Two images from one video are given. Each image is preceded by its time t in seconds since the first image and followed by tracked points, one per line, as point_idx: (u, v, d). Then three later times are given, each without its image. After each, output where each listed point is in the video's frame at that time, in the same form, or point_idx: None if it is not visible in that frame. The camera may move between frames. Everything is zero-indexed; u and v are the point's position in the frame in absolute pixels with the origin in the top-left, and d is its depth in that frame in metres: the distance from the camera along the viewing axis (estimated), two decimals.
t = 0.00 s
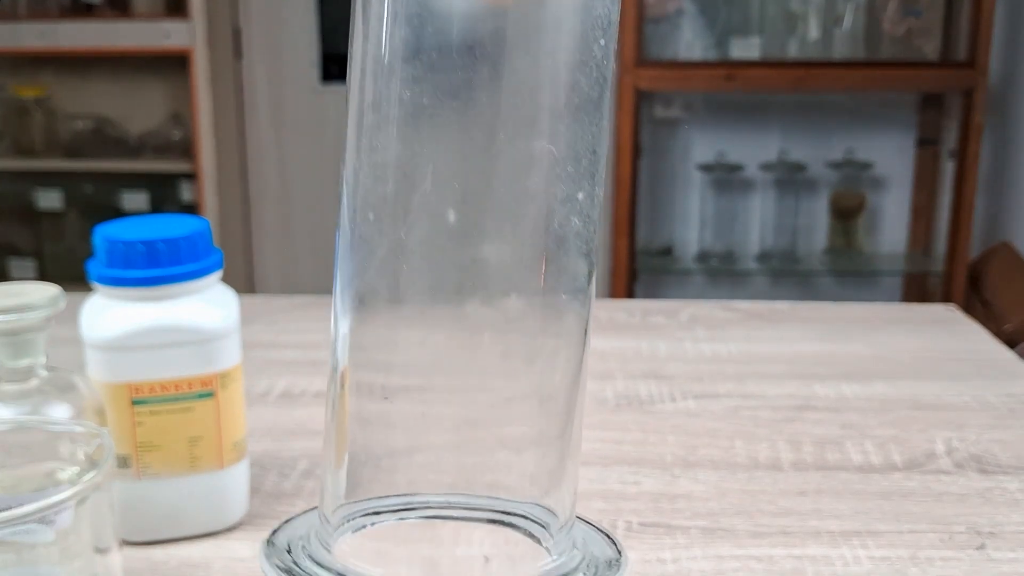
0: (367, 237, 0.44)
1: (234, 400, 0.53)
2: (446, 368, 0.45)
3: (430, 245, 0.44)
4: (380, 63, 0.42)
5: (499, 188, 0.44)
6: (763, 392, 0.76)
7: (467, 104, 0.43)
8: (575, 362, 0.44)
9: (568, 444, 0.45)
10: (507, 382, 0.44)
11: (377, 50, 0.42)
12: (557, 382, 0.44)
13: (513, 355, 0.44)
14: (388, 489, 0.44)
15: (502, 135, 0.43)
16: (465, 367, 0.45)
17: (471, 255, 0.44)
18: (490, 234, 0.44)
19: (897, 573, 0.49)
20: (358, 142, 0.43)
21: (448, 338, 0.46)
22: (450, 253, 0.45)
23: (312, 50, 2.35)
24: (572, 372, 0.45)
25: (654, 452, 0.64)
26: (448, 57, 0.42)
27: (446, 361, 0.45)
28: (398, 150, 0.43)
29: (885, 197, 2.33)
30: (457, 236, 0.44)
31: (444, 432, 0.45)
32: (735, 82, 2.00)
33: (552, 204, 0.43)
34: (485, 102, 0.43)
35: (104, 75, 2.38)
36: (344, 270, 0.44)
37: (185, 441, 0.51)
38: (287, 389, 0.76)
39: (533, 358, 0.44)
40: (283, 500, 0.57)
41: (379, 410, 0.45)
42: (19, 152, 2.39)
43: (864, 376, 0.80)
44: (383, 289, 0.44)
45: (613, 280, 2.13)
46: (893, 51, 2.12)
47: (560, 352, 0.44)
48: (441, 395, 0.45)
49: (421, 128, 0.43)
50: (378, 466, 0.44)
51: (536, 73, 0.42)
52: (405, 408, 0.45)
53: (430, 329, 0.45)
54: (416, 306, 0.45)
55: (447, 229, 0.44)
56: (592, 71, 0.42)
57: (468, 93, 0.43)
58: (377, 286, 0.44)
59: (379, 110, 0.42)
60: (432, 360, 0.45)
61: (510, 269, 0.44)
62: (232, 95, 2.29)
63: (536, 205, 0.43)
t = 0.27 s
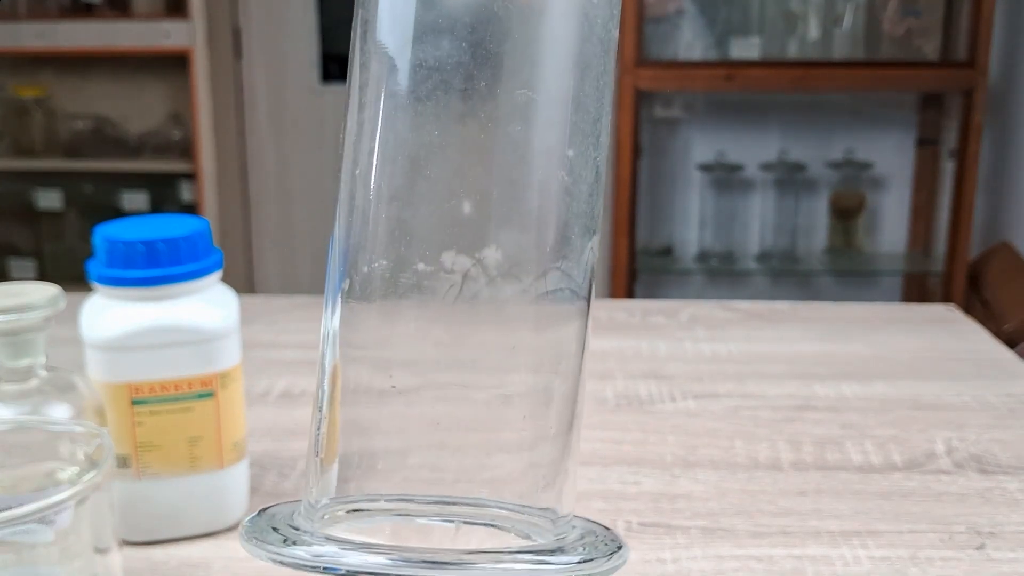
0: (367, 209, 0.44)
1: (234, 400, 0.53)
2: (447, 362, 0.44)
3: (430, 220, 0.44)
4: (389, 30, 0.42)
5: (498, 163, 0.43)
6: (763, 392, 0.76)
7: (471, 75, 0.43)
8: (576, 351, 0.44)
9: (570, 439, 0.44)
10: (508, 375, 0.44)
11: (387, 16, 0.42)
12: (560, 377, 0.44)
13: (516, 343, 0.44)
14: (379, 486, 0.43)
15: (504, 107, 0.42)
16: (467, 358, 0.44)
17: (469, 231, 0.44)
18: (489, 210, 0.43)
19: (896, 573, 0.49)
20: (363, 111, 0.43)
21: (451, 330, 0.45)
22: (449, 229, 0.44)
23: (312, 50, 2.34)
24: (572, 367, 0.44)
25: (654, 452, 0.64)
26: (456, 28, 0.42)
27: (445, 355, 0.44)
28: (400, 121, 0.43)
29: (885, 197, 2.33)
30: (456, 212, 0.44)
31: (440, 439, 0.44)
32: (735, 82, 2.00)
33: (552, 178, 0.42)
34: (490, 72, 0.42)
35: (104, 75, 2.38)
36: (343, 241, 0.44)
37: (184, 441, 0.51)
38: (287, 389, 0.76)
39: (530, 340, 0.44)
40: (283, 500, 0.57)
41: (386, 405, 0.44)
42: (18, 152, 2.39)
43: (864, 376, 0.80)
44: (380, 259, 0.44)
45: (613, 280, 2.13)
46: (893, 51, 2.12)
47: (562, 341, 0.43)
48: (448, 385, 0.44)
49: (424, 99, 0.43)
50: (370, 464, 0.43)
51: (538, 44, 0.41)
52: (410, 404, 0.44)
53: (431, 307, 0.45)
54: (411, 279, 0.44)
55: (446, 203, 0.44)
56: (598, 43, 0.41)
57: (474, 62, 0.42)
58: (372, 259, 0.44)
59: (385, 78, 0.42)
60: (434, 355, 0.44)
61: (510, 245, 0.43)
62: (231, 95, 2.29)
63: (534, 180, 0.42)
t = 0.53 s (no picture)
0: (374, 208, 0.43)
1: (234, 400, 0.53)
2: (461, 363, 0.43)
3: (439, 218, 0.43)
4: (396, 27, 0.41)
5: (507, 161, 0.43)
6: (763, 392, 0.76)
7: (479, 73, 0.42)
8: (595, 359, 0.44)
9: (591, 444, 0.44)
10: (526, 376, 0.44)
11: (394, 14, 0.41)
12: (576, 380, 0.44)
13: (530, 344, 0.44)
14: (389, 501, 0.42)
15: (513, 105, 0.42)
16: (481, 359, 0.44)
17: (478, 228, 0.44)
18: (498, 207, 0.43)
19: (896, 573, 0.49)
20: (372, 113, 0.42)
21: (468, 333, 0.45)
22: (459, 226, 0.44)
23: (312, 50, 2.35)
24: (591, 365, 0.44)
25: (654, 452, 0.64)
26: (464, 24, 0.41)
27: (462, 356, 0.44)
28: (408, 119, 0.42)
29: (885, 197, 2.33)
30: (465, 210, 0.43)
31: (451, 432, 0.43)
32: (735, 81, 1.99)
33: (562, 175, 0.42)
34: (495, 69, 0.42)
35: (104, 75, 2.38)
36: (353, 241, 0.43)
37: (183, 441, 0.51)
38: (286, 389, 0.76)
39: (540, 337, 0.44)
40: (283, 500, 0.57)
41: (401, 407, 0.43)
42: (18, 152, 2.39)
43: (864, 376, 0.80)
44: (387, 258, 0.43)
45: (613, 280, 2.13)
46: (893, 50, 2.12)
47: (580, 340, 0.44)
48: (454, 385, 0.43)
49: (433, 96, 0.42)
50: (382, 467, 0.42)
51: (549, 42, 0.41)
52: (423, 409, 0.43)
53: (443, 304, 0.44)
54: (418, 276, 0.44)
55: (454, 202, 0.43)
56: (608, 41, 0.41)
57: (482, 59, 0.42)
58: (379, 258, 0.43)
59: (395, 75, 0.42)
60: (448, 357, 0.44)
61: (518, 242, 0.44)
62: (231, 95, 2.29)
63: (544, 177, 0.43)
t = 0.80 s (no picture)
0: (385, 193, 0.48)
1: (234, 399, 0.53)
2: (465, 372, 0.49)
3: (445, 201, 0.48)
4: (411, 31, 0.46)
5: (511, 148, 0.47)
6: (763, 392, 0.76)
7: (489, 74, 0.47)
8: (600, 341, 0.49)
9: (594, 440, 0.48)
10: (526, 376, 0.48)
11: (409, 18, 0.47)
12: (574, 375, 0.48)
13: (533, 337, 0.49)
14: (387, 502, 0.45)
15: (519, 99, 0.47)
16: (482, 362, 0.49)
17: (482, 211, 0.48)
18: (500, 192, 0.48)
19: (895, 572, 0.49)
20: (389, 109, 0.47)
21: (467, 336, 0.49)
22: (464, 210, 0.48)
23: (312, 50, 2.34)
24: (596, 365, 0.49)
25: (654, 452, 0.64)
26: (472, 28, 0.46)
27: (466, 356, 0.49)
28: (421, 110, 0.47)
29: (885, 197, 2.33)
30: (470, 195, 0.48)
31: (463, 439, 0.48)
32: (735, 81, 1.99)
33: (564, 160, 0.47)
34: (503, 65, 0.47)
35: (104, 75, 2.38)
36: (361, 225, 0.48)
37: (184, 441, 0.51)
38: (286, 389, 0.76)
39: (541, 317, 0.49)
40: (282, 500, 0.57)
41: (405, 413, 0.48)
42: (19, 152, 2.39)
43: (863, 376, 0.80)
44: (395, 237, 0.48)
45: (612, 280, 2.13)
46: (893, 50, 2.12)
47: (582, 335, 0.49)
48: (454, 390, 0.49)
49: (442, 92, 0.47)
50: (381, 464, 0.47)
51: (555, 50, 0.46)
52: (426, 406, 0.48)
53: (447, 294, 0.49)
54: (423, 254, 0.48)
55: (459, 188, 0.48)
56: (609, 48, 0.46)
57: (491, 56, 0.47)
58: (390, 238, 0.48)
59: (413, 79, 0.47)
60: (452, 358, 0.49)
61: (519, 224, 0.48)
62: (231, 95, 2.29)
63: (545, 162, 0.47)
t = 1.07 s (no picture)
0: (384, 194, 0.42)
1: (234, 399, 0.53)
2: (473, 366, 0.42)
3: (447, 198, 0.42)
4: (407, 16, 0.41)
5: (519, 141, 0.41)
6: (763, 392, 0.76)
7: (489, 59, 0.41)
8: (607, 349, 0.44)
9: (602, 448, 0.43)
10: (540, 374, 0.42)
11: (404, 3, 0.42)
12: (583, 380, 0.43)
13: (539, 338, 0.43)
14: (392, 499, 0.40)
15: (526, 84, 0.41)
16: (491, 359, 0.42)
17: (486, 210, 0.42)
18: (506, 191, 0.42)
19: (895, 572, 0.49)
20: (383, 104, 0.42)
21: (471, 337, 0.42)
22: (466, 210, 0.42)
23: (312, 51, 2.35)
24: (604, 368, 0.44)
25: (654, 452, 0.64)
26: (471, 10, 0.41)
27: (471, 356, 0.42)
28: (416, 101, 0.41)
29: (885, 197, 2.33)
30: (475, 193, 0.42)
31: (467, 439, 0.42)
32: (735, 82, 1.99)
33: (572, 158, 0.41)
34: (506, 51, 0.41)
35: (104, 75, 2.38)
36: (365, 230, 0.43)
37: (184, 441, 0.51)
38: (286, 389, 0.76)
39: (547, 318, 0.43)
40: (283, 500, 0.57)
41: (408, 416, 0.42)
42: (19, 152, 2.39)
43: (863, 376, 0.80)
44: (391, 242, 0.42)
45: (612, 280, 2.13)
46: (893, 50, 2.12)
47: (591, 338, 0.43)
48: (458, 392, 0.42)
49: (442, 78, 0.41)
50: (386, 464, 0.41)
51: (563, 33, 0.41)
52: (429, 408, 0.42)
53: (450, 298, 0.42)
54: (421, 257, 0.42)
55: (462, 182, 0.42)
56: (616, 37, 0.42)
57: (494, 41, 0.41)
58: (387, 241, 0.42)
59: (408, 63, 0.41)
60: (457, 357, 0.42)
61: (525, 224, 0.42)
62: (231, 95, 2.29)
63: (555, 159, 0.41)
